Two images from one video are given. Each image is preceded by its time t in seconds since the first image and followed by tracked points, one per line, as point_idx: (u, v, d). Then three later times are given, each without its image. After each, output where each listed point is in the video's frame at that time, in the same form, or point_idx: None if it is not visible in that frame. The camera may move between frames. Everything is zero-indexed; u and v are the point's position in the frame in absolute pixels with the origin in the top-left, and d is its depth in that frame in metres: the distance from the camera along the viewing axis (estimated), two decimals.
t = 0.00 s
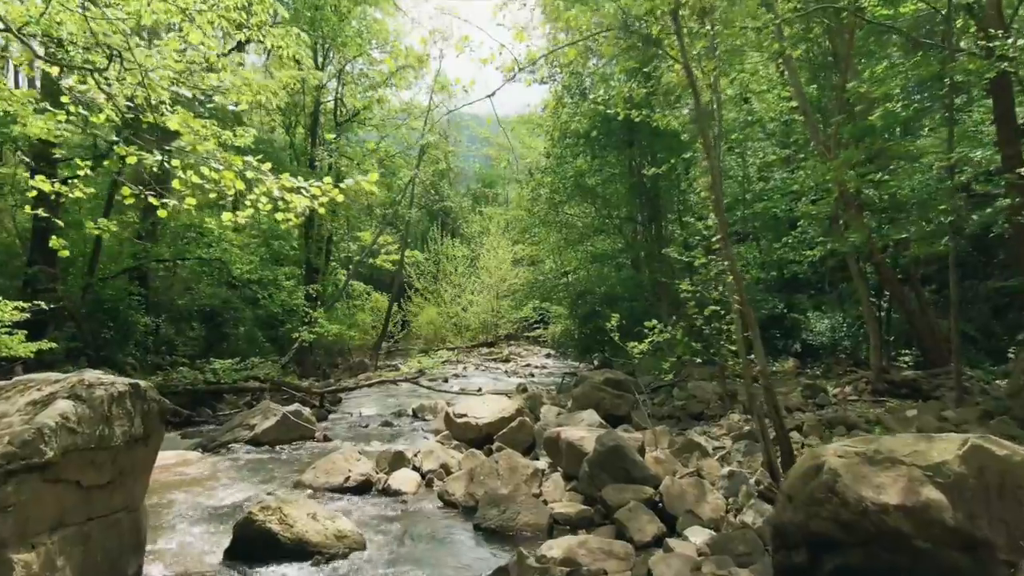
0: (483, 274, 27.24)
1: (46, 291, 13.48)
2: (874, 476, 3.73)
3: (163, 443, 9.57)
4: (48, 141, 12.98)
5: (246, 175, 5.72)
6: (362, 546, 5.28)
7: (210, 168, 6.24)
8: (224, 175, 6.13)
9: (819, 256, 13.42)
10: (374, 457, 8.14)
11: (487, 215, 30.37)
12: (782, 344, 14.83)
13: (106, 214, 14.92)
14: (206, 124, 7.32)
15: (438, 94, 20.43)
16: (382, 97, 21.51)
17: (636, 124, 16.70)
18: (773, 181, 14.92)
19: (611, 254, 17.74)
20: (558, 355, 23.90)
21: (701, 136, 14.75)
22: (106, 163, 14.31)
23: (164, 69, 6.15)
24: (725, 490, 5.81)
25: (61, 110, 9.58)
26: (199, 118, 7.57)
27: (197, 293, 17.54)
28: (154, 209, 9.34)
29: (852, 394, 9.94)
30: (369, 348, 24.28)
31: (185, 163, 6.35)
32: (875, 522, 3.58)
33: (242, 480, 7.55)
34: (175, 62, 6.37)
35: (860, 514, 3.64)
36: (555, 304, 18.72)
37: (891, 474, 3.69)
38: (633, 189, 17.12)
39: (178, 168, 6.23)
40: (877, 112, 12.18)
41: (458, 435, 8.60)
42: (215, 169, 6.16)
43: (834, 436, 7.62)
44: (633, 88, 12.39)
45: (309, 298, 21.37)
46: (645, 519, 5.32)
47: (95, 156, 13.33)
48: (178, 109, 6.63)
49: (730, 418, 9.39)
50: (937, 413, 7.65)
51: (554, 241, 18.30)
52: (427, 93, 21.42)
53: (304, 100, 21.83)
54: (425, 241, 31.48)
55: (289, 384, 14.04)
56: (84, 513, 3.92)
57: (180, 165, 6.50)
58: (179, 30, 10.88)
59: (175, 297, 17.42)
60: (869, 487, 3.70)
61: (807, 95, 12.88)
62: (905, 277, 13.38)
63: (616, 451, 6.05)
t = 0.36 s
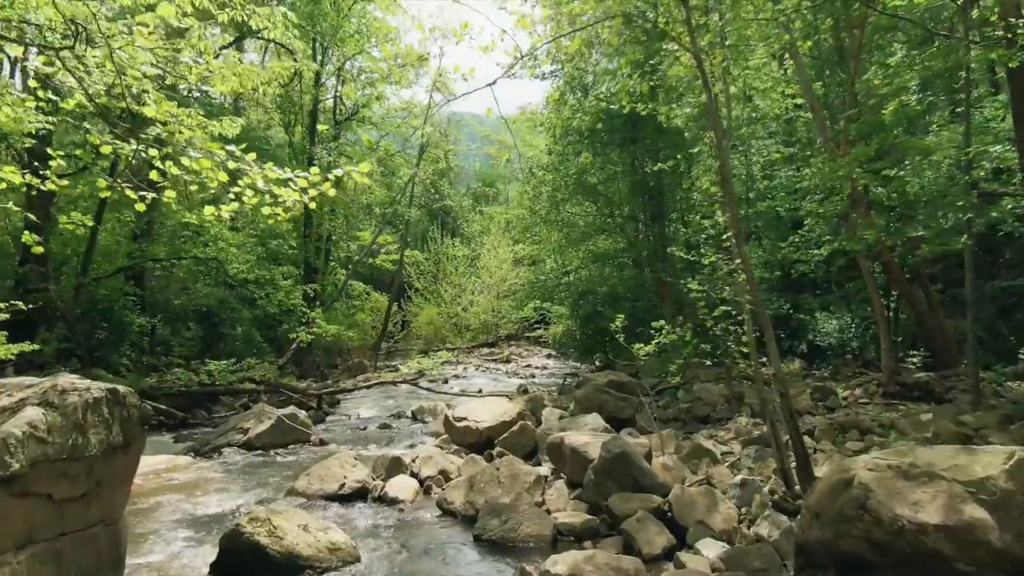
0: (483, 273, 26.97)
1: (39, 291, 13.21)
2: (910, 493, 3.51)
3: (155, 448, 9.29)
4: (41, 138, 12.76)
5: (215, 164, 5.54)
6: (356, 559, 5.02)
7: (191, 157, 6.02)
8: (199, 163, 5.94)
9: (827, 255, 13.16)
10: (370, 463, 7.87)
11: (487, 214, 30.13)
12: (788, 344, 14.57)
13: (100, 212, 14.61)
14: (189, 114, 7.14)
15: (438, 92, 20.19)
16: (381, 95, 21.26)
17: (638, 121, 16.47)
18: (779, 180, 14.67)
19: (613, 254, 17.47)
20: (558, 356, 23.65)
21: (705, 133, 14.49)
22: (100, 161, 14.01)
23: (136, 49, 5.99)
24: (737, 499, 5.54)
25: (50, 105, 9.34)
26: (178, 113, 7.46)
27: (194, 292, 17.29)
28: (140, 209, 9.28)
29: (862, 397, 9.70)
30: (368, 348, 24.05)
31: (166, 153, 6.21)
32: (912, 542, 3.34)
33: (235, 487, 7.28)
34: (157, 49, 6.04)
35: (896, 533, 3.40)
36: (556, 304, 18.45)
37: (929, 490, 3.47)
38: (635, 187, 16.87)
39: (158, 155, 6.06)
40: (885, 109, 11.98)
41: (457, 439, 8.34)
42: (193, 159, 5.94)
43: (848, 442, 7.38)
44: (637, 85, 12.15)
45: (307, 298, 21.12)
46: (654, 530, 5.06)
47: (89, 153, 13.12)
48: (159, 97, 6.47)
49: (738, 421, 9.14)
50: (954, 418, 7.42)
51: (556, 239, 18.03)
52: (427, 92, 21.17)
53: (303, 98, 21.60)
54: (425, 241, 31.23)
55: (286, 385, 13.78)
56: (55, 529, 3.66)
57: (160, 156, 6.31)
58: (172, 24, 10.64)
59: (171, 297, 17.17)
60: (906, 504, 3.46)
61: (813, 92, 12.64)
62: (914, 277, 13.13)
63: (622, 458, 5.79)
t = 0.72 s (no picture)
0: (485, 274, 26.70)
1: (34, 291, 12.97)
2: (958, 513, 3.29)
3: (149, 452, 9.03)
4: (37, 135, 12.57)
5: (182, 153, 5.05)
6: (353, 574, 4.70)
7: (168, 145, 5.63)
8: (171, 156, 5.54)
9: (837, 254, 12.88)
10: (370, 469, 7.61)
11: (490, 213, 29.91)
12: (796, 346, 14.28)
13: (96, 211, 14.34)
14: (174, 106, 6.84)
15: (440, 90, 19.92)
16: (383, 94, 20.99)
17: (644, 118, 16.22)
18: (788, 178, 14.38)
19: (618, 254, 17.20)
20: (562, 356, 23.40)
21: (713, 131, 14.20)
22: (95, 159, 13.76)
23: (98, 33, 5.64)
24: (754, 510, 5.29)
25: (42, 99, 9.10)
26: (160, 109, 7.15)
27: (194, 291, 17.08)
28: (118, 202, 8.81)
29: (877, 400, 9.42)
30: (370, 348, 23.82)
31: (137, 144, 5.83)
32: (960, 567, 3.11)
33: (229, 494, 7.03)
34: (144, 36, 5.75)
35: (944, 558, 3.18)
36: (560, 304, 18.16)
37: (979, 511, 3.26)
38: (640, 186, 16.59)
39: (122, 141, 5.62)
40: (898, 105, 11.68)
41: (459, 444, 8.07)
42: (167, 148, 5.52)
43: (865, 448, 7.11)
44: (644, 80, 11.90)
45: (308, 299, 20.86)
46: (667, 544, 4.80)
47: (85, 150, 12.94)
48: (137, 83, 6.18)
49: (749, 425, 8.86)
50: (977, 424, 7.14)
51: (560, 238, 17.75)
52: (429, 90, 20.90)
53: (304, 96, 21.41)
54: (427, 240, 31.00)
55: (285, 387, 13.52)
56: (26, 547, 3.41)
57: (140, 148, 6.02)
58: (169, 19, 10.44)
59: (169, 297, 16.94)
60: (953, 526, 3.25)
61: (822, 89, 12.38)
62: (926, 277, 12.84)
63: (633, 467, 5.53)
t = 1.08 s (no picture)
0: (487, 274, 26.44)
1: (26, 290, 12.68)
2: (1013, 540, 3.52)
3: (140, 457, 8.75)
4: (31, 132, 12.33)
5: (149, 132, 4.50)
6: None
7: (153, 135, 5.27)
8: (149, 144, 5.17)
9: (847, 253, 12.60)
10: (367, 477, 7.34)
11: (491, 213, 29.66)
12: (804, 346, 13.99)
13: (92, 209, 14.04)
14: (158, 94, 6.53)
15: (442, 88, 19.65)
16: (384, 92, 20.75)
17: (649, 115, 15.95)
18: (796, 176, 14.09)
19: (621, 253, 16.93)
20: (564, 357, 23.11)
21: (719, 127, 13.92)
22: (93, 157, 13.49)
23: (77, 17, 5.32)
24: (771, 522, 5.03)
25: (29, 94, 8.83)
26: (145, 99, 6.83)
27: (192, 291, 16.82)
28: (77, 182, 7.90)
29: (892, 404, 9.14)
30: (370, 349, 23.53)
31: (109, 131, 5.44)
32: None
33: (221, 502, 6.75)
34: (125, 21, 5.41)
35: None
36: (563, 305, 17.87)
37: None
38: (644, 184, 16.30)
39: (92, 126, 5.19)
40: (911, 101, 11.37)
41: (460, 449, 7.81)
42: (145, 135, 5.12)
43: (883, 454, 6.84)
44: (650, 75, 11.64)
45: (307, 299, 20.61)
46: (681, 559, 4.52)
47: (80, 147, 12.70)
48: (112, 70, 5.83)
49: (760, 429, 8.58)
50: (1001, 430, 6.87)
51: (562, 237, 17.46)
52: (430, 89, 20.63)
53: (303, 94, 21.18)
54: (428, 240, 30.73)
55: (283, 389, 13.24)
56: None
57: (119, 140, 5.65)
58: (163, 13, 10.19)
59: (166, 297, 16.68)
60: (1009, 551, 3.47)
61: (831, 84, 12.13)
62: (939, 277, 12.55)
63: (642, 476, 5.26)
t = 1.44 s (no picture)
0: (490, 273, 26.19)
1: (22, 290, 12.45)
2: None
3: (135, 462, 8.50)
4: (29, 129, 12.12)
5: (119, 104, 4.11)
6: None
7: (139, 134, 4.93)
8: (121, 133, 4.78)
9: (860, 253, 12.31)
10: (368, 484, 7.08)
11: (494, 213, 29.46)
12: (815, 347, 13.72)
13: (90, 207, 13.81)
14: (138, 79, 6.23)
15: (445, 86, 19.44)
16: (388, 90, 20.55)
17: (656, 112, 15.69)
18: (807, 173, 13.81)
19: (628, 252, 16.68)
20: (569, 358, 22.88)
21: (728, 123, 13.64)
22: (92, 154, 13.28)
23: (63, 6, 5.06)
24: (794, 535, 4.75)
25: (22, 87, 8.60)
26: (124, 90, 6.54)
27: (192, 291, 16.63)
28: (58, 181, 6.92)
29: (910, 408, 8.88)
30: (372, 349, 23.30)
31: (77, 117, 5.00)
32: None
33: (214, 510, 6.48)
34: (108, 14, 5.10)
35: None
36: (567, 304, 17.61)
37: None
38: (651, 182, 16.03)
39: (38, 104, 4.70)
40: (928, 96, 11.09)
41: (464, 454, 7.55)
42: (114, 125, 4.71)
43: (906, 461, 6.58)
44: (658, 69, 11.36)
45: (309, 299, 20.40)
46: None
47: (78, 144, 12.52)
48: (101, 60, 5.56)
49: (774, 433, 8.31)
50: None
51: (567, 236, 17.19)
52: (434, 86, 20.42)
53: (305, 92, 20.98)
54: (431, 240, 30.51)
55: (283, 391, 12.99)
56: None
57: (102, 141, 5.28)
58: (160, 6, 9.96)
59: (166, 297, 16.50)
60: None
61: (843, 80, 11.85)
62: (954, 277, 12.28)
63: (657, 486, 4.99)
